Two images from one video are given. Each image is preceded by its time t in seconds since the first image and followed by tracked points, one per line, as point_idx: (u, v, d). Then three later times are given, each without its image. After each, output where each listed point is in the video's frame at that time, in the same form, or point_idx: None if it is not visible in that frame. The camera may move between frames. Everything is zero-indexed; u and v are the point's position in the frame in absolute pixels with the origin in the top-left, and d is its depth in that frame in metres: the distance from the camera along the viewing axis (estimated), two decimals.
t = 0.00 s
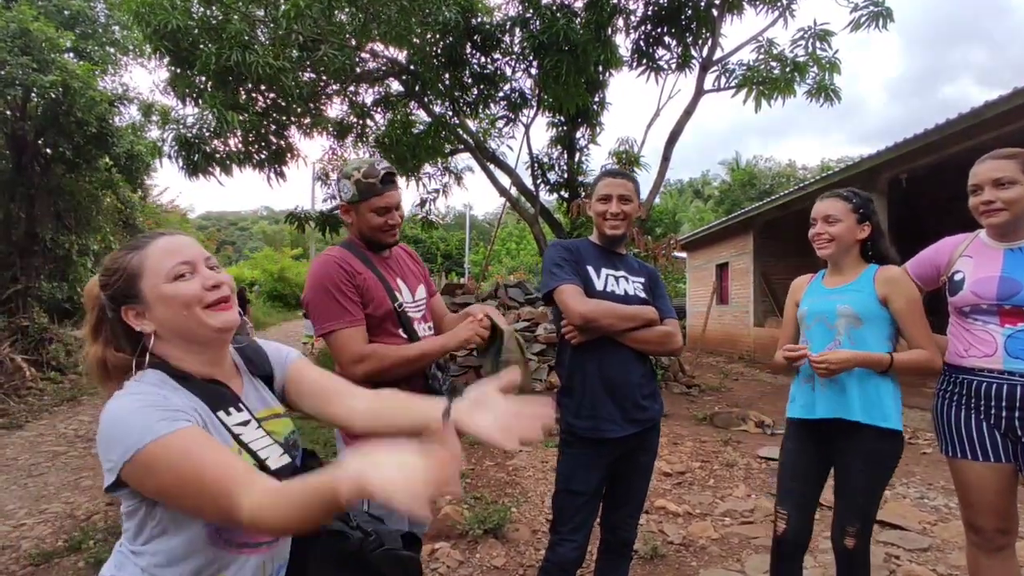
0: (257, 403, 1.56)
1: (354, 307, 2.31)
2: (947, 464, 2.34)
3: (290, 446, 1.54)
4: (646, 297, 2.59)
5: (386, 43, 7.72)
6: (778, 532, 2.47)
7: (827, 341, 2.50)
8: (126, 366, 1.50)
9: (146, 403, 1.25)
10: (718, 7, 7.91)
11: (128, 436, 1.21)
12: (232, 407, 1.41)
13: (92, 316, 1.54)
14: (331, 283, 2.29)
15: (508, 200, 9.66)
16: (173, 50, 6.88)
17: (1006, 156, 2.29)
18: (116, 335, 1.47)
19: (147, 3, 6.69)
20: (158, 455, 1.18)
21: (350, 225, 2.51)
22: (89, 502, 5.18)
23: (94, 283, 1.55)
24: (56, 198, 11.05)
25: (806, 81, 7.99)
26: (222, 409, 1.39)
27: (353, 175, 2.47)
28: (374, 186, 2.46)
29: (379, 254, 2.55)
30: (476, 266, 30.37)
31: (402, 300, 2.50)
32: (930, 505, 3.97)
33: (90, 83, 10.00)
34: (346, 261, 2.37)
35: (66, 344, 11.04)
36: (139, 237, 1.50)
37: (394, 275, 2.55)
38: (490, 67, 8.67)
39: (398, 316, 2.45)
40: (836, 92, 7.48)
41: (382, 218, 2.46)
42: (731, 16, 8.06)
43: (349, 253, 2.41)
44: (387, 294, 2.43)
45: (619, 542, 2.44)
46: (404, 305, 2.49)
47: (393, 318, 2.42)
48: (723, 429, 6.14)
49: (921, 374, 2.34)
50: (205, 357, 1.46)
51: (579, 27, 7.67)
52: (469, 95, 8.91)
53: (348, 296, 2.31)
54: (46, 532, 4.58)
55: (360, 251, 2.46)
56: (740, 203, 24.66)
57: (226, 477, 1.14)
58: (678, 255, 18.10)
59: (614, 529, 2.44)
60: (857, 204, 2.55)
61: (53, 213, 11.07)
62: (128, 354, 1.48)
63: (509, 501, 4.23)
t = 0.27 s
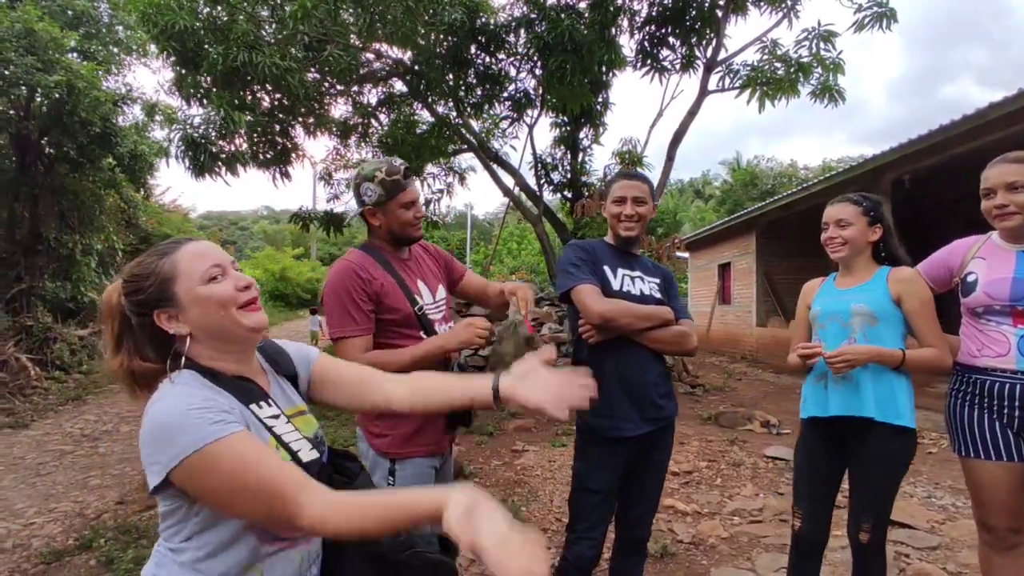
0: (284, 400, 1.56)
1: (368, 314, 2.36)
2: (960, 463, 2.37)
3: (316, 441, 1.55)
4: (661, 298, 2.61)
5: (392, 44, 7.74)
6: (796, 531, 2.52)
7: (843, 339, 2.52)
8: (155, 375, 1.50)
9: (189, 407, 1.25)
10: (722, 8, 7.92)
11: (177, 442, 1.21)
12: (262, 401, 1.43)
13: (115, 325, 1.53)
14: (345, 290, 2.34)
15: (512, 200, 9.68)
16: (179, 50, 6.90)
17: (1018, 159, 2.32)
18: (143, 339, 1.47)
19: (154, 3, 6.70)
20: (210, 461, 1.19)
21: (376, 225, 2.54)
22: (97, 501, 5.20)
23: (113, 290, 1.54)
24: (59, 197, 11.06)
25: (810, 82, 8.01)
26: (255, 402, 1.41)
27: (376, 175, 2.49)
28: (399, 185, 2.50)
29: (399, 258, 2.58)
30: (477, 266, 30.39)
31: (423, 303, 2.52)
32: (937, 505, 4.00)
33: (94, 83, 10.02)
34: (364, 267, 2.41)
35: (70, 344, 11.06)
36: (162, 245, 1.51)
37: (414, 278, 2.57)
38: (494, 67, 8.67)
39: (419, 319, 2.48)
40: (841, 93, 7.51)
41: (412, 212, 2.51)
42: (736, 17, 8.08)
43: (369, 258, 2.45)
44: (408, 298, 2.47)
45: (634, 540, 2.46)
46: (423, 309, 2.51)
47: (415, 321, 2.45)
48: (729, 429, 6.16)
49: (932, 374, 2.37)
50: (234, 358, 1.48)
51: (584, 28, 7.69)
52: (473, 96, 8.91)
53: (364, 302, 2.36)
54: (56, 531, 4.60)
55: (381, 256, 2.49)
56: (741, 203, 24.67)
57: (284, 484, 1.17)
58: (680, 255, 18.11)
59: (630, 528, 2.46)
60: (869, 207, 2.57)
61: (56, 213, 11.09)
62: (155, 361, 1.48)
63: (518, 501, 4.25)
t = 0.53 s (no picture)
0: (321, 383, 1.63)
1: (386, 321, 2.41)
2: (973, 461, 2.40)
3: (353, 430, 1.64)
4: (677, 297, 2.63)
5: (397, 44, 7.76)
6: (806, 526, 2.54)
7: (856, 335, 2.54)
8: (197, 360, 1.50)
9: (265, 378, 1.34)
10: (727, 9, 7.95)
11: (268, 409, 1.30)
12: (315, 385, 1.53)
13: (153, 307, 1.54)
14: (366, 294, 2.41)
15: (516, 199, 9.71)
16: (186, 50, 6.93)
17: None
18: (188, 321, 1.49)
19: (162, 4, 6.72)
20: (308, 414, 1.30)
21: (404, 224, 2.58)
22: (107, 499, 5.22)
23: (155, 270, 1.55)
24: (63, 197, 11.07)
25: (814, 82, 8.03)
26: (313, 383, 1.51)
27: (404, 175, 2.52)
28: (426, 185, 2.52)
29: (424, 258, 2.63)
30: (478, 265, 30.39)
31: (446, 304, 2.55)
32: (945, 503, 4.02)
33: (99, 83, 10.04)
34: (385, 273, 2.46)
35: (74, 343, 11.08)
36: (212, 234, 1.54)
37: (439, 278, 2.61)
38: (499, 67, 8.68)
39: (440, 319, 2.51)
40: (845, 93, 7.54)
41: (437, 211, 2.54)
42: (740, 17, 8.10)
43: (393, 262, 2.51)
44: (430, 299, 2.50)
45: (650, 536, 2.50)
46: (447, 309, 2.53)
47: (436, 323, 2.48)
48: (734, 428, 6.19)
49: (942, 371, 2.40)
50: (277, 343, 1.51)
51: (589, 28, 7.71)
52: (477, 96, 8.86)
53: (382, 308, 2.42)
54: (68, 529, 4.63)
55: (407, 260, 2.55)
56: (743, 203, 24.67)
57: (381, 401, 1.32)
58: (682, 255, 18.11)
59: (645, 524, 2.49)
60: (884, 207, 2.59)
61: (60, 212, 11.10)
62: (197, 344, 1.50)
63: (528, 499, 4.28)
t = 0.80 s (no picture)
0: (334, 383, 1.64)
1: (398, 315, 2.46)
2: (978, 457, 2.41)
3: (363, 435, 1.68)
4: (684, 294, 2.65)
5: (399, 43, 7.76)
6: (811, 520, 2.54)
7: (867, 333, 2.55)
8: (209, 372, 1.47)
9: (309, 396, 1.35)
10: (728, 8, 7.96)
11: (322, 425, 1.32)
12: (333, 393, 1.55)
13: (164, 308, 1.50)
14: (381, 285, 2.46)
15: (517, 199, 9.72)
16: (188, 49, 6.93)
17: None
18: (206, 329, 1.47)
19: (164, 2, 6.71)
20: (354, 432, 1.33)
21: (425, 219, 2.60)
22: (109, 498, 5.22)
23: (171, 271, 1.51)
24: (63, 196, 11.05)
25: (815, 82, 8.05)
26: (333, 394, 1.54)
27: (421, 171, 2.57)
28: (443, 179, 2.56)
29: (444, 254, 2.64)
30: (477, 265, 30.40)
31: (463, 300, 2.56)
32: (947, 501, 4.04)
33: (99, 82, 10.03)
34: (404, 265, 2.48)
35: (74, 342, 11.07)
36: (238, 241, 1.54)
37: (458, 273, 2.61)
38: (500, 66, 8.67)
39: (455, 314, 2.52)
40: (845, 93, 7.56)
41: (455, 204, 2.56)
42: (741, 17, 8.12)
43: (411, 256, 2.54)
44: (446, 294, 2.51)
45: (656, 532, 2.51)
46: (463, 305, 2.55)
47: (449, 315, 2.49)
48: (736, 427, 6.20)
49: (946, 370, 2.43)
50: (291, 357, 1.52)
51: (590, 28, 7.72)
52: (479, 95, 8.91)
53: (397, 301, 2.45)
54: (71, 527, 4.63)
55: (427, 255, 2.57)
56: (742, 203, 24.70)
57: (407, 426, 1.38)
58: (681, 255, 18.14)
59: (652, 521, 2.50)
60: (892, 205, 2.61)
61: (60, 211, 11.08)
62: (211, 354, 1.46)
63: (532, 497, 4.28)
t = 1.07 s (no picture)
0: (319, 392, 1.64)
1: (401, 318, 2.44)
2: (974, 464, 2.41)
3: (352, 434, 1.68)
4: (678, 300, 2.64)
5: (395, 45, 7.76)
6: (807, 525, 2.53)
7: (864, 342, 2.55)
8: (220, 364, 1.42)
9: (322, 392, 1.33)
10: (724, 11, 7.97)
11: (335, 421, 1.30)
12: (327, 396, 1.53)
13: (174, 298, 1.41)
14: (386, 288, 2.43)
15: (514, 201, 9.72)
16: (184, 50, 6.90)
17: None
18: (217, 321, 1.41)
19: (159, 3, 6.68)
20: (360, 434, 1.32)
21: (430, 225, 2.59)
22: (103, 502, 5.20)
23: (175, 258, 1.44)
24: (58, 197, 11.00)
25: (811, 85, 8.06)
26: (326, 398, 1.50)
27: (426, 178, 2.56)
28: (448, 185, 2.55)
29: (450, 258, 2.61)
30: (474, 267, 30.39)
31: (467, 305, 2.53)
32: (942, 505, 4.04)
33: (94, 83, 10.00)
34: (409, 268, 2.45)
35: (69, 344, 11.03)
36: (247, 235, 1.51)
37: (463, 277, 2.58)
38: (497, 68, 8.65)
39: (459, 318, 2.49)
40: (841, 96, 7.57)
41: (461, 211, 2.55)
42: (738, 20, 8.13)
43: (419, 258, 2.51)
44: (451, 298, 2.48)
45: (652, 539, 2.50)
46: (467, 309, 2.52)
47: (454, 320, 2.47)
48: (732, 429, 6.21)
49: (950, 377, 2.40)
50: (291, 355, 1.51)
51: (587, 30, 7.72)
52: (475, 97, 8.87)
53: (401, 304, 2.43)
54: (64, 532, 4.60)
55: (432, 258, 2.55)
56: (738, 204, 24.74)
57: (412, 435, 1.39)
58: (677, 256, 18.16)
59: (648, 527, 2.50)
60: (891, 211, 2.60)
61: (55, 212, 11.04)
62: (223, 346, 1.42)
63: (527, 501, 4.27)
